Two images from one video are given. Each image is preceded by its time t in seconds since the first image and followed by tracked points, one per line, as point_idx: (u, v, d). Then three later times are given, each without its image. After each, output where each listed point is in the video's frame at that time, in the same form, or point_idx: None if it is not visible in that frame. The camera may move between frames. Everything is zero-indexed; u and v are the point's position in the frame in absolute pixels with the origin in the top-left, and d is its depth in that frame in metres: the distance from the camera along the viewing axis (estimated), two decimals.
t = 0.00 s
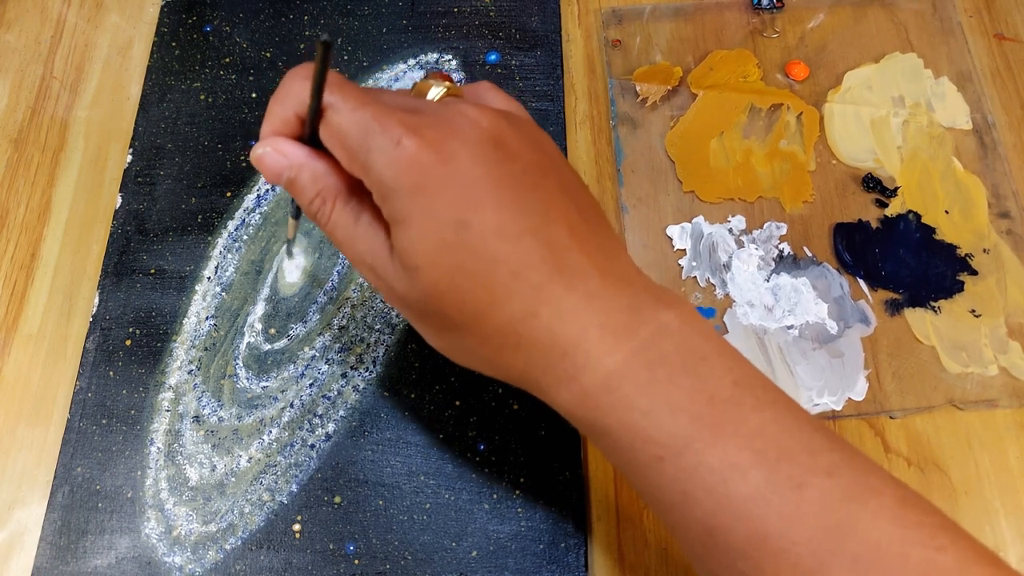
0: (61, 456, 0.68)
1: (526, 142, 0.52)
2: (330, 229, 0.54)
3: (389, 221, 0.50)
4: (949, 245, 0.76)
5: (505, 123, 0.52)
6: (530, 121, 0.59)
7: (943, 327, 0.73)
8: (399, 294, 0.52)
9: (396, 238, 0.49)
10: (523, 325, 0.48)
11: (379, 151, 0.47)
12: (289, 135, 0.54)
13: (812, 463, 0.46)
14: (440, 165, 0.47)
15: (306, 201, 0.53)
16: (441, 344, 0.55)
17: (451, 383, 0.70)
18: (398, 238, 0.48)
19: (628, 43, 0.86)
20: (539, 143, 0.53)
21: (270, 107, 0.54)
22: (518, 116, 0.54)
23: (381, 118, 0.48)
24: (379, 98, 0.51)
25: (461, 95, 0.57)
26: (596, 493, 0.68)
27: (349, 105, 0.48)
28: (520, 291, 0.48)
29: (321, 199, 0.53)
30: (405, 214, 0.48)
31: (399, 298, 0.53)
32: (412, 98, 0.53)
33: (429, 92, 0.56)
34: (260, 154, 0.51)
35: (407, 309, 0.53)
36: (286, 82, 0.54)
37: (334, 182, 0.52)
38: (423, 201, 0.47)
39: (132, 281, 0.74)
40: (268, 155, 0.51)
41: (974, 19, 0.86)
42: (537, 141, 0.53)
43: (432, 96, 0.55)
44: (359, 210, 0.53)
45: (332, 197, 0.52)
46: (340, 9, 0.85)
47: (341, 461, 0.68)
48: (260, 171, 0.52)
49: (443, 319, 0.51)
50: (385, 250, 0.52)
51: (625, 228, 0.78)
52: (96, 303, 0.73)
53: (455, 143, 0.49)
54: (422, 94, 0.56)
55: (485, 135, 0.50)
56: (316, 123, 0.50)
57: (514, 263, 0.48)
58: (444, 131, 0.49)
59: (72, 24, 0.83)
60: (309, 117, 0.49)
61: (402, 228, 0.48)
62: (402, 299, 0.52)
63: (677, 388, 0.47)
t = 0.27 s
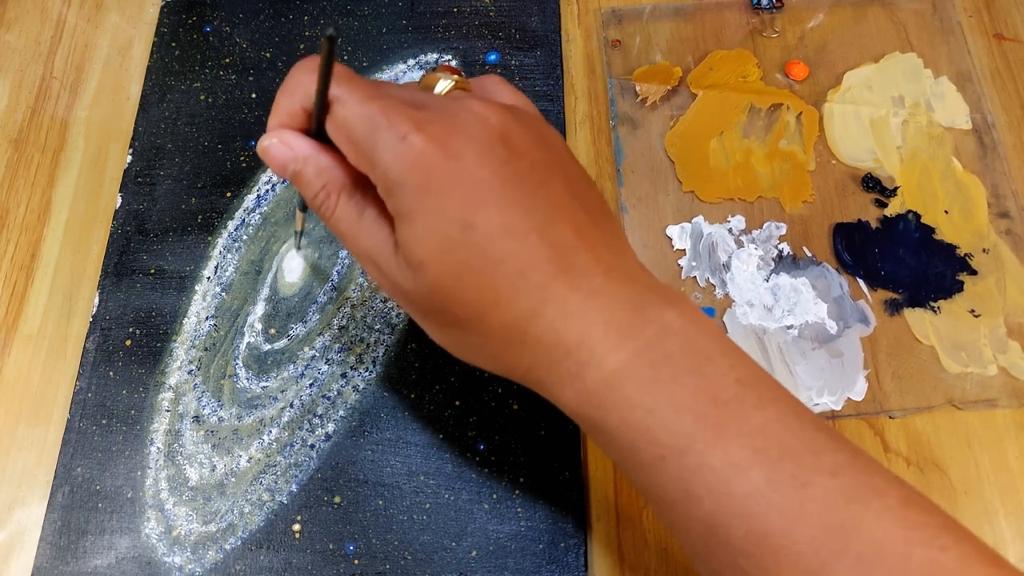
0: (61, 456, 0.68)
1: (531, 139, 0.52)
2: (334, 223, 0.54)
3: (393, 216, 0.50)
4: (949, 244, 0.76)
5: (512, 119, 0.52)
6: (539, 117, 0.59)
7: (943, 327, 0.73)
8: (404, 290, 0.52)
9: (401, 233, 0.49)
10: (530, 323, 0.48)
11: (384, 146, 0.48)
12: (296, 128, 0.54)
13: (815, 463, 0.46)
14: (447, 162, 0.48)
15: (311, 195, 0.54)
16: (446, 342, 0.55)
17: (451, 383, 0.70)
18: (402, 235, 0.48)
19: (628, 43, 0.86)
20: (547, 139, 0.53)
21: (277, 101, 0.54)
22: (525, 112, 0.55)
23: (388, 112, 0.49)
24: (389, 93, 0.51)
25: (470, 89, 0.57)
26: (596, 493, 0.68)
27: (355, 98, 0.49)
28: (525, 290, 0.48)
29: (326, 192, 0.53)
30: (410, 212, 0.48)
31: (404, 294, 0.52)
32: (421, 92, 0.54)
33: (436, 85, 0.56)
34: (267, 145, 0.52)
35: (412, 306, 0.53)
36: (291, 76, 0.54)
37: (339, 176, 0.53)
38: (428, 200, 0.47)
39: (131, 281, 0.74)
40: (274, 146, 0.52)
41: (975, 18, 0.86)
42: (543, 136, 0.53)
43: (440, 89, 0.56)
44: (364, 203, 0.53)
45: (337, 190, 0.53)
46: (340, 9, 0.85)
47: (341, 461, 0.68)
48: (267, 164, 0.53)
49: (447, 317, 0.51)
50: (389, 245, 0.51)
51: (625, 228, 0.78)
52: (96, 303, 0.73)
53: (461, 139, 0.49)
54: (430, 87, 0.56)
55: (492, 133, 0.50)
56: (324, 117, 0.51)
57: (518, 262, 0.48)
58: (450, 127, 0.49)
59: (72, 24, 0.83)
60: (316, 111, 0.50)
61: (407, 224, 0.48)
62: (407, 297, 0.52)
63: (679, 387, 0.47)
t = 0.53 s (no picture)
0: (61, 456, 0.68)
1: (531, 138, 0.52)
2: (333, 230, 0.54)
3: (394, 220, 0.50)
4: (949, 245, 0.76)
5: (512, 117, 0.52)
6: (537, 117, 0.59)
7: (943, 327, 0.73)
8: (405, 295, 0.52)
9: (402, 235, 0.49)
10: (533, 321, 0.48)
11: (385, 149, 0.48)
12: (295, 134, 0.54)
13: (819, 462, 0.46)
14: (448, 163, 0.48)
15: (308, 201, 0.53)
16: (448, 344, 0.56)
17: (451, 383, 0.70)
18: (404, 236, 0.49)
19: (628, 43, 0.86)
20: (548, 138, 0.53)
21: (277, 104, 0.54)
22: (523, 111, 0.55)
23: (388, 115, 0.48)
24: (388, 95, 0.51)
25: (467, 91, 0.57)
26: (596, 493, 0.68)
27: (355, 101, 0.49)
28: (529, 288, 0.48)
29: (324, 198, 0.53)
30: (411, 213, 0.48)
31: (403, 298, 0.53)
32: (418, 95, 0.54)
33: (434, 87, 0.57)
34: (266, 149, 0.52)
35: (414, 310, 0.53)
36: (291, 77, 0.54)
37: (338, 182, 0.53)
38: (430, 199, 0.47)
39: (131, 281, 0.74)
40: (273, 151, 0.52)
41: (975, 18, 0.86)
42: (543, 135, 0.53)
43: (437, 92, 0.56)
44: (363, 208, 0.53)
45: (336, 197, 0.53)
46: (340, 9, 0.85)
47: (341, 461, 0.68)
48: (264, 169, 0.53)
49: (449, 317, 0.51)
50: (390, 251, 0.52)
51: (625, 228, 0.78)
52: (96, 303, 0.73)
53: (462, 139, 0.49)
54: (428, 89, 0.57)
55: (492, 132, 0.50)
56: (323, 121, 0.50)
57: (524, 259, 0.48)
58: (450, 128, 0.49)
59: (71, 24, 0.83)
60: (314, 113, 0.50)
61: (409, 224, 0.48)
62: (406, 300, 0.53)
63: (683, 387, 0.47)
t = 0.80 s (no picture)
0: (61, 456, 0.68)
1: (520, 147, 0.52)
2: (320, 242, 0.54)
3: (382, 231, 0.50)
4: (949, 244, 0.76)
5: (498, 126, 0.52)
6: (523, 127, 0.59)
7: (943, 327, 0.73)
8: (396, 304, 0.52)
9: (392, 247, 0.49)
10: (525, 330, 0.48)
11: (371, 159, 0.48)
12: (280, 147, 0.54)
13: (811, 467, 0.46)
14: (433, 172, 0.48)
15: (295, 214, 0.53)
16: (440, 354, 0.55)
17: (451, 383, 0.70)
18: (394, 247, 0.48)
19: (628, 43, 0.86)
20: (535, 149, 0.53)
21: (261, 119, 0.54)
22: (508, 120, 0.55)
23: (373, 126, 0.48)
24: (372, 107, 0.51)
25: (451, 101, 0.57)
26: (596, 494, 0.68)
27: (339, 113, 0.49)
28: (520, 297, 0.48)
29: (311, 211, 0.53)
30: (400, 222, 0.48)
31: (393, 308, 0.53)
32: (403, 105, 0.54)
33: (418, 99, 0.56)
34: (250, 164, 0.51)
35: (405, 320, 0.53)
36: (275, 92, 0.54)
37: (324, 194, 0.53)
38: (418, 207, 0.47)
39: (131, 281, 0.74)
40: (258, 165, 0.51)
41: (974, 19, 0.86)
42: (530, 144, 0.53)
43: (421, 104, 0.56)
44: (351, 219, 0.53)
45: (322, 209, 0.53)
46: (340, 9, 0.85)
47: (341, 461, 0.68)
48: (249, 184, 0.52)
49: (440, 327, 0.51)
50: (379, 260, 0.52)
51: (625, 228, 0.78)
52: (96, 303, 0.73)
53: (448, 148, 0.49)
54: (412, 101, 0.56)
55: (479, 140, 0.50)
56: (306, 134, 0.50)
57: (512, 271, 0.48)
58: (435, 138, 0.49)
59: (72, 24, 0.83)
60: (298, 127, 0.50)
61: (398, 234, 0.48)
62: (397, 310, 0.53)
63: (676, 392, 0.47)
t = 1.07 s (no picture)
0: (61, 456, 0.68)
1: (521, 148, 0.52)
2: (325, 237, 0.54)
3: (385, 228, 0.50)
4: (949, 244, 0.76)
5: (500, 127, 0.52)
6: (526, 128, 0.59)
7: (943, 327, 0.73)
8: (399, 303, 0.52)
9: (394, 245, 0.49)
10: (525, 329, 0.48)
11: (374, 157, 0.48)
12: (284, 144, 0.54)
13: (810, 466, 0.46)
14: (436, 171, 0.48)
15: (299, 210, 0.53)
16: (442, 353, 0.55)
17: (451, 383, 0.70)
18: (396, 247, 0.48)
19: (628, 43, 0.86)
20: (538, 149, 0.53)
21: (263, 115, 0.54)
22: (511, 119, 0.55)
23: (377, 124, 0.48)
24: (377, 106, 0.51)
25: (455, 100, 0.58)
26: (596, 494, 0.68)
27: (343, 111, 0.49)
28: (519, 297, 0.48)
29: (315, 207, 0.53)
30: (403, 221, 0.48)
31: (396, 305, 0.53)
32: (406, 104, 0.54)
33: (422, 97, 0.56)
34: (254, 161, 0.52)
35: (407, 317, 0.53)
36: (279, 88, 0.54)
37: (328, 190, 0.53)
38: (421, 208, 0.47)
39: (131, 281, 0.74)
40: (261, 162, 0.52)
41: (974, 18, 0.86)
42: (531, 144, 0.53)
43: (426, 102, 0.56)
44: (354, 215, 0.53)
45: (326, 204, 0.53)
46: (340, 9, 0.85)
47: (341, 461, 0.68)
48: (254, 181, 0.53)
49: (442, 326, 0.51)
50: (382, 257, 0.52)
51: (625, 228, 0.78)
52: (96, 303, 0.73)
53: (451, 148, 0.49)
54: (416, 99, 0.57)
55: (480, 140, 0.50)
56: (311, 131, 0.50)
57: (512, 270, 0.48)
58: (438, 137, 0.49)
59: (72, 24, 0.83)
60: (304, 124, 0.50)
61: (401, 234, 0.48)
62: (400, 307, 0.53)
63: (675, 392, 0.47)
